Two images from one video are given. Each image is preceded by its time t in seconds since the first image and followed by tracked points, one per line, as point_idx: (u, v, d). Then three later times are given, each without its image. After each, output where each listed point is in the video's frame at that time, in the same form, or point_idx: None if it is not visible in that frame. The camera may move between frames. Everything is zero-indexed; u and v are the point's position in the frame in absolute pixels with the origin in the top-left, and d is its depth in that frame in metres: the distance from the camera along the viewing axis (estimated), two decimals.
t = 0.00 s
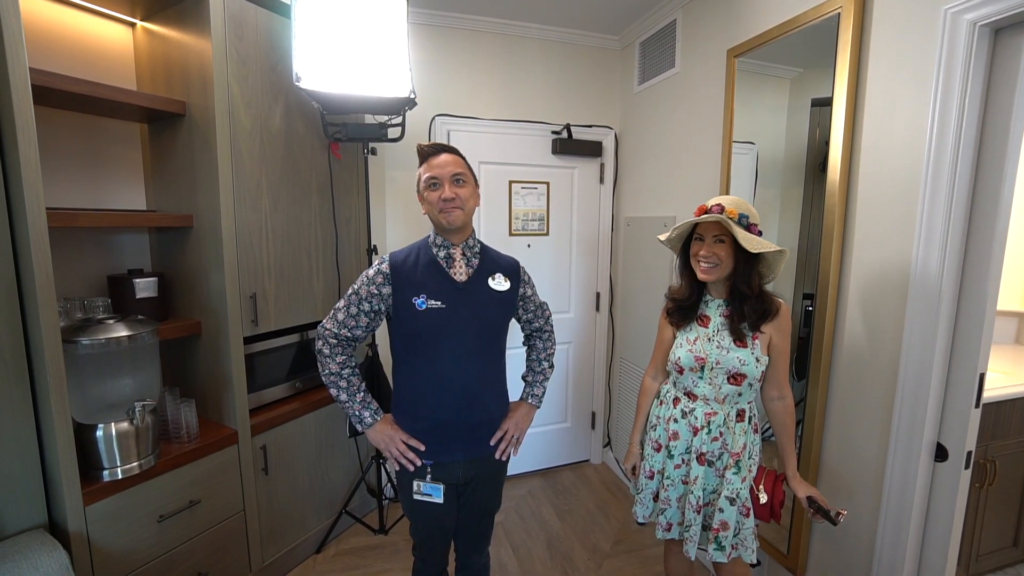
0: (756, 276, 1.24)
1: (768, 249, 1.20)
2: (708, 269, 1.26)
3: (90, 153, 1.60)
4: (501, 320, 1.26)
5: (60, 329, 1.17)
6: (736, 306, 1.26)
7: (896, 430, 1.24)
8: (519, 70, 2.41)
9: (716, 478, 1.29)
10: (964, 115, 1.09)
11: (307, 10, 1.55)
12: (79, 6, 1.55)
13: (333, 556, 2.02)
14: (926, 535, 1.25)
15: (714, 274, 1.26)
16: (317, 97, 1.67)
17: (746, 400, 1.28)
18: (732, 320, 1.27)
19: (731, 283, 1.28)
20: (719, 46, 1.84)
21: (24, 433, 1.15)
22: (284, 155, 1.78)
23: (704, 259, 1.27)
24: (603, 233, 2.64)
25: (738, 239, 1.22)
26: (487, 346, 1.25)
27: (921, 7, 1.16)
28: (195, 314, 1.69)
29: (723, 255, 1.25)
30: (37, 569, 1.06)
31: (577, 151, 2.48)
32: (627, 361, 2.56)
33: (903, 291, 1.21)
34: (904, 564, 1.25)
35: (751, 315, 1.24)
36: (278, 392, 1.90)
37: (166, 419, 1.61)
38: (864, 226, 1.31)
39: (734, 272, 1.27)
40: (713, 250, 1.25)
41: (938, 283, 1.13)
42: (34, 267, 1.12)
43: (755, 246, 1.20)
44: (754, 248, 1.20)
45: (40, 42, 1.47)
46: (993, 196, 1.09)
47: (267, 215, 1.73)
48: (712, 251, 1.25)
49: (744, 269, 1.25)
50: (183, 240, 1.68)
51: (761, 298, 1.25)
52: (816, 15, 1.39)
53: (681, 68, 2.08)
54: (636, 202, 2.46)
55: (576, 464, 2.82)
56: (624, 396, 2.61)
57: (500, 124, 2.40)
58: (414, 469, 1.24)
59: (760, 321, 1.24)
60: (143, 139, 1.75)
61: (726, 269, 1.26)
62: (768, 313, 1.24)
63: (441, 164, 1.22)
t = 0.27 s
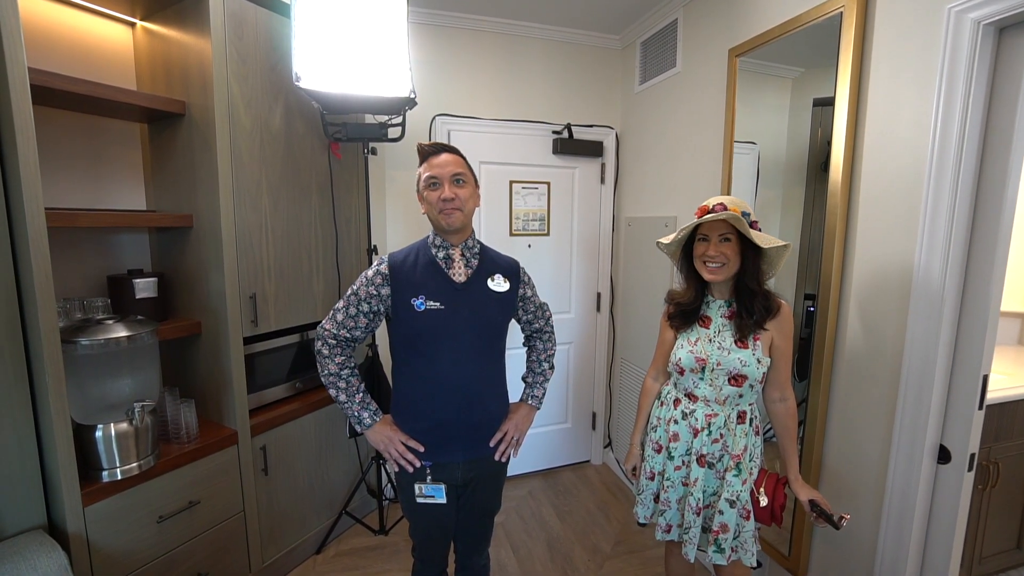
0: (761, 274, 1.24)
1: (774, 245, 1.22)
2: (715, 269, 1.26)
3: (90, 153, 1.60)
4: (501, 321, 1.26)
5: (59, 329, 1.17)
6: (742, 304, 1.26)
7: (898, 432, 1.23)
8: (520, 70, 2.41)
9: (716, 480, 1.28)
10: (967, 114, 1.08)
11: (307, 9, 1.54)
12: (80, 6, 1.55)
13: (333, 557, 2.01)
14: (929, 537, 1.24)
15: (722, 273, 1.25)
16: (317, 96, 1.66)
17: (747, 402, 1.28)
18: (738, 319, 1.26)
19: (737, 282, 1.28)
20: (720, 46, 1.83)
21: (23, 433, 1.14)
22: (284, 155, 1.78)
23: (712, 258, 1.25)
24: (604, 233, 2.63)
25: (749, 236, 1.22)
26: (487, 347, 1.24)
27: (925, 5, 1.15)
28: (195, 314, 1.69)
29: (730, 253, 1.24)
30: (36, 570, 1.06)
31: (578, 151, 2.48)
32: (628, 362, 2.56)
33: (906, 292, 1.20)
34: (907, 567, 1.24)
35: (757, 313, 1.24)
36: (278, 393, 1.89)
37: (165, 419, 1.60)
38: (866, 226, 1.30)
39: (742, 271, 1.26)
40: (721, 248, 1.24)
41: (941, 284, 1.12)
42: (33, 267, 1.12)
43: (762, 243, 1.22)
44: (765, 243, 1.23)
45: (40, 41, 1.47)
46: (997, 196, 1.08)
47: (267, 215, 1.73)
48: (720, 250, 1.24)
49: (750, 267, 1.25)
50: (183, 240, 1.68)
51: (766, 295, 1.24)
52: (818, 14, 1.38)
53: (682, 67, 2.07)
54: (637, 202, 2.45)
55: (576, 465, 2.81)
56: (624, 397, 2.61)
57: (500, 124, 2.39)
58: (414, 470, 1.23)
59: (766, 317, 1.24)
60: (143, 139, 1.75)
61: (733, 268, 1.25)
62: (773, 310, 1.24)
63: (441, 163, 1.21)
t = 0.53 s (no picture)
0: (762, 271, 1.25)
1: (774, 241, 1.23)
2: (716, 267, 1.26)
3: (94, 152, 1.60)
4: (503, 319, 1.26)
5: (63, 327, 1.18)
6: (743, 301, 1.26)
7: (900, 431, 1.23)
8: (521, 70, 2.41)
9: (718, 478, 1.28)
10: (969, 113, 1.08)
11: (310, 9, 1.55)
12: (82, 5, 1.55)
13: (336, 556, 2.02)
14: (931, 536, 1.24)
15: (723, 271, 1.26)
16: (319, 96, 1.67)
17: (748, 400, 1.28)
18: (739, 317, 1.27)
19: (738, 280, 1.28)
20: (722, 46, 1.84)
21: (28, 431, 1.15)
22: (287, 154, 1.78)
23: (714, 256, 1.26)
24: (606, 232, 2.64)
25: (749, 232, 1.22)
26: (489, 345, 1.25)
27: (926, 5, 1.15)
28: (198, 313, 1.70)
29: (731, 251, 1.25)
30: (40, 567, 1.06)
31: (579, 150, 2.48)
32: (629, 361, 2.56)
33: (907, 291, 1.21)
34: (909, 565, 1.24)
35: (758, 311, 1.24)
36: (280, 392, 1.90)
37: (169, 418, 1.61)
38: (868, 225, 1.30)
39: (742, 268, 1.27)
40: (721, 246, 1.25)
41: (942, 283, 1.13)
42: (38, 265, 1.12)
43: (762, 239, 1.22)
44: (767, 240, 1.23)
45: (44, 41, 1.48)
46: (998, 195, 1.08)
47: (269, 214, 1.73)
48: (722, 248, 1.25)
49: (751, 264, 1.26)
50: (186, 240, 1.68)
51: (766, 292, 1.25)
52: (820, 13, 1.38)
53: (683, 67, 2.07)
54: (638, 201, 2.45)
55: (578, 464, 2.82)
56: (626, 396, 2.61)
57: (502, 124, 2.40)
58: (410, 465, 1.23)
59: (768, 315, 1.24)
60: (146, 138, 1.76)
61: (734, 266, 1.26)
62: (774, 307, 1.24)
63: (443, 161, 1.22)
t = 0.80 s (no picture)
0: (759, 273, 1.25)
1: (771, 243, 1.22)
2: (712, 270, 1.26)
3: (96, 155, 1.61)
4: (503, 321, 1.26)
5: (66, 329, 1.18)
6: (741, 304, 1.26)
7: (900, 433, 1.23)
8: (522, 72, 2.42)
9: (717, 480, 1.28)
10: (968, 116, 1.08)
11: (311, 13, 1.55)
12: (84, 8, 1.56)
13: (336, 557, 2.02)
14: (932, 538, 1.24)
15: (720, 273, 1.26)
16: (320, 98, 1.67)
17: (747, 402, 1.28)
18: (737, 320, 1.27)
19: (736, 283, 1.28)
20: (722, 47, 1.84)
21: (31, 432, 1.16)
22: (288, 157, 1.79)
23: (710, 258, 1.26)
24: (606, 234, 2.64)
25: (744, 235, 1.22)
26: (489, 347, 1.25)
27: (925, 7, 1.15)
28: (200, 314, 1.70)
29: (727, 254, 1.25)
30: (42, 568, 1.07)
31: (580, 152, 2.48)
32: (630, 363, 2.56)
33: (907, 293, 1.21)
34: (910, 567, 1.24)
35: (755, 314, 1.24)
36: (281, 393, 1.90)
37: (170, 419, 1.61)
38: (868, 227, 1.30)
39: (738, 271, 1.27)
40: (717, 249, 1.25)
41: (942, 285, 1.13)
42: (41, 267, 1.13)
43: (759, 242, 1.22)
44: (762, 245, 1.22)
45: (47, 44, 1.48)
46: (998, 198, 1.08)
47: (271, 216, 1.74)
48: (718, 251, 1.25)
49: (748, 267, 1.26)
50: (188, 241, 1.69)
51: (764, 295, 1.25)
52: (820, 16, 1.38)
53: (684, 69, 2.07)
54: (639, 203, 2.45)
55: (578, 466, 2.82)
56: (626, 398, 2.61)
57: (502, 126, 2.40)
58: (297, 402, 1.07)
59: (766, 318, 1.24)
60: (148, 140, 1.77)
61: (730, 269, 1.26)
62: (771, 309, 1.24)
63: (445, 165, 1.22)
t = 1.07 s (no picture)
0: (748, 277, 1.22)
1: (756, 248, 1.19)
2: (699, 271, 1.27)
3: (92, 156, 1.60)
4: (499, 323, 1.25)
5: (59, 332, 1.17)
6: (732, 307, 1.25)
7: (898, 436, 1.23)
8: (520, 72, 2.41)
9: (715, 482, 1.28)
10: (967, 117, 1.08)
11: (307, 13, 1.55)
12: (79, 8, 1.55)
13: (334, 559, 2.02)
14: (930, 541, 1.24)
15: (706, 275, 1.26)
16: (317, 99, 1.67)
17: (745, 404, 1.27)
18: (729, 323, 1.26)
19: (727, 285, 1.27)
20: (721, 48, 1.83)
21: (24, 435, 1.15)
22: (285, 157, 1.78)
23: (696, 260, 1.27)
24: (604, 234, 2.63)
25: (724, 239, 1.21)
26: (486, 349, 1.24)
27: (924, 8, 1.15)
28: (196, 316, 1.69)
29: (714, 255, 1.25)
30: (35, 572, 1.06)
31: (578, 153, 2.48)
32: (629, 364, 2.55)
33: (905, 295, 1.20)
34: (908, 570, 1.24)
35: (745, 317, 1.24)
36: (278, 395, 1.90)
37: (166, 421, 1.60)
38: (866, 229, 1.30)
39: (726, 273, 1.25)
40: (703, 251, 1.26)
41: (941, 287, 1.12)
42: (34, 270, 1.12)
43: (746, 245, 1.19)
44: (739, 248, 1.18)
45: (41, 45, 1.47)
46: (997, 200, 1.07)
47: (267, 217, 1.73)
48: (703, 253, 1.26)
49: (735, 270, 1.24)
50: (184, 243, 1.68)
51: (755, 299, 1.23)
52: (819, 16, 1.38)
53: (683, 69, 2.07)
54: (638, 204, 2.45)
55: (577, 467, 2.81)
56: (625, 399, 2.60)
57: (500, 126, 2.39)
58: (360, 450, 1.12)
59: (757, 323, 1.23)
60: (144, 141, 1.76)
61: (717, 271, 1.25)
62: (763, 314, 1.23)
63: (439, 165, 1.21)
